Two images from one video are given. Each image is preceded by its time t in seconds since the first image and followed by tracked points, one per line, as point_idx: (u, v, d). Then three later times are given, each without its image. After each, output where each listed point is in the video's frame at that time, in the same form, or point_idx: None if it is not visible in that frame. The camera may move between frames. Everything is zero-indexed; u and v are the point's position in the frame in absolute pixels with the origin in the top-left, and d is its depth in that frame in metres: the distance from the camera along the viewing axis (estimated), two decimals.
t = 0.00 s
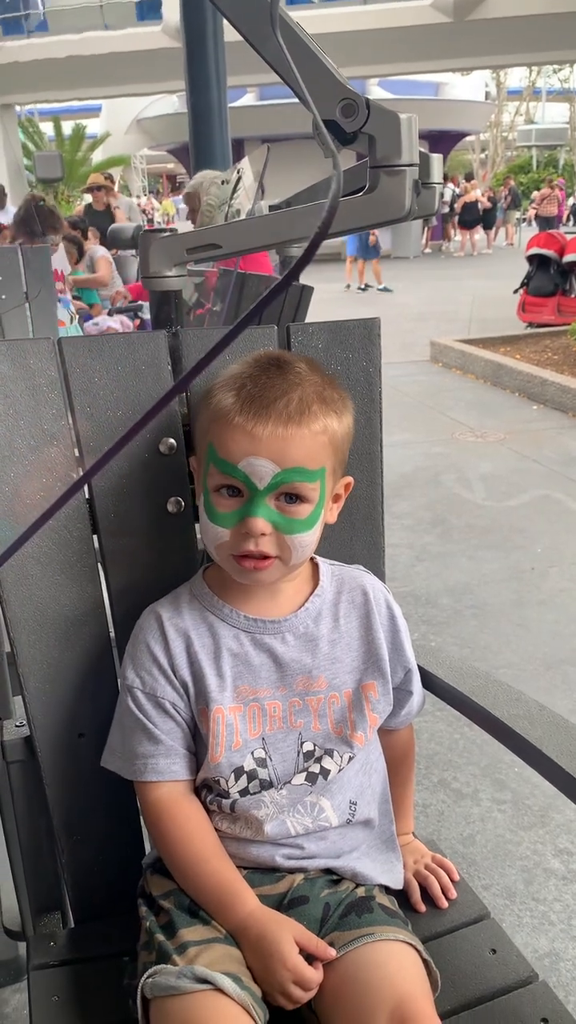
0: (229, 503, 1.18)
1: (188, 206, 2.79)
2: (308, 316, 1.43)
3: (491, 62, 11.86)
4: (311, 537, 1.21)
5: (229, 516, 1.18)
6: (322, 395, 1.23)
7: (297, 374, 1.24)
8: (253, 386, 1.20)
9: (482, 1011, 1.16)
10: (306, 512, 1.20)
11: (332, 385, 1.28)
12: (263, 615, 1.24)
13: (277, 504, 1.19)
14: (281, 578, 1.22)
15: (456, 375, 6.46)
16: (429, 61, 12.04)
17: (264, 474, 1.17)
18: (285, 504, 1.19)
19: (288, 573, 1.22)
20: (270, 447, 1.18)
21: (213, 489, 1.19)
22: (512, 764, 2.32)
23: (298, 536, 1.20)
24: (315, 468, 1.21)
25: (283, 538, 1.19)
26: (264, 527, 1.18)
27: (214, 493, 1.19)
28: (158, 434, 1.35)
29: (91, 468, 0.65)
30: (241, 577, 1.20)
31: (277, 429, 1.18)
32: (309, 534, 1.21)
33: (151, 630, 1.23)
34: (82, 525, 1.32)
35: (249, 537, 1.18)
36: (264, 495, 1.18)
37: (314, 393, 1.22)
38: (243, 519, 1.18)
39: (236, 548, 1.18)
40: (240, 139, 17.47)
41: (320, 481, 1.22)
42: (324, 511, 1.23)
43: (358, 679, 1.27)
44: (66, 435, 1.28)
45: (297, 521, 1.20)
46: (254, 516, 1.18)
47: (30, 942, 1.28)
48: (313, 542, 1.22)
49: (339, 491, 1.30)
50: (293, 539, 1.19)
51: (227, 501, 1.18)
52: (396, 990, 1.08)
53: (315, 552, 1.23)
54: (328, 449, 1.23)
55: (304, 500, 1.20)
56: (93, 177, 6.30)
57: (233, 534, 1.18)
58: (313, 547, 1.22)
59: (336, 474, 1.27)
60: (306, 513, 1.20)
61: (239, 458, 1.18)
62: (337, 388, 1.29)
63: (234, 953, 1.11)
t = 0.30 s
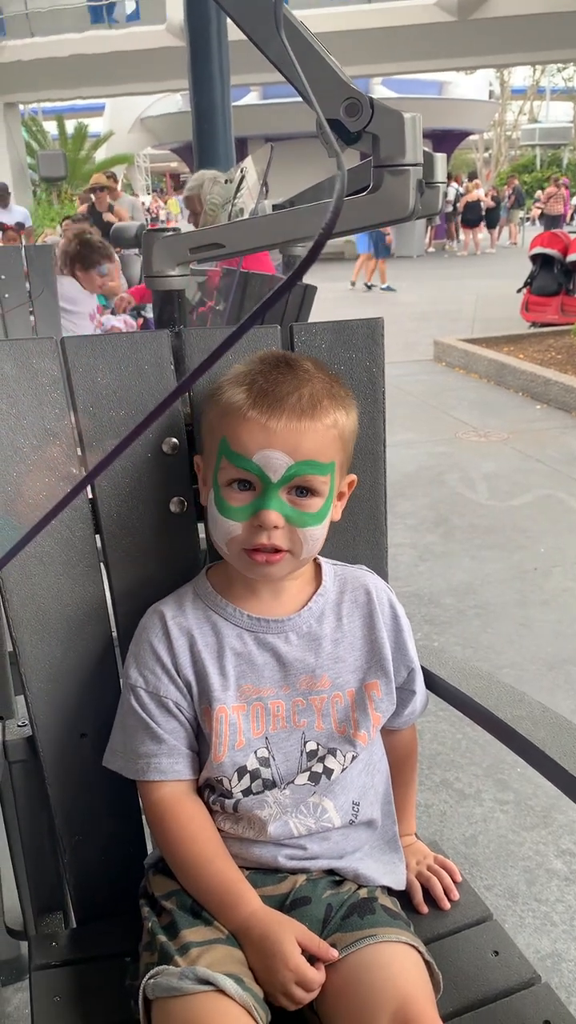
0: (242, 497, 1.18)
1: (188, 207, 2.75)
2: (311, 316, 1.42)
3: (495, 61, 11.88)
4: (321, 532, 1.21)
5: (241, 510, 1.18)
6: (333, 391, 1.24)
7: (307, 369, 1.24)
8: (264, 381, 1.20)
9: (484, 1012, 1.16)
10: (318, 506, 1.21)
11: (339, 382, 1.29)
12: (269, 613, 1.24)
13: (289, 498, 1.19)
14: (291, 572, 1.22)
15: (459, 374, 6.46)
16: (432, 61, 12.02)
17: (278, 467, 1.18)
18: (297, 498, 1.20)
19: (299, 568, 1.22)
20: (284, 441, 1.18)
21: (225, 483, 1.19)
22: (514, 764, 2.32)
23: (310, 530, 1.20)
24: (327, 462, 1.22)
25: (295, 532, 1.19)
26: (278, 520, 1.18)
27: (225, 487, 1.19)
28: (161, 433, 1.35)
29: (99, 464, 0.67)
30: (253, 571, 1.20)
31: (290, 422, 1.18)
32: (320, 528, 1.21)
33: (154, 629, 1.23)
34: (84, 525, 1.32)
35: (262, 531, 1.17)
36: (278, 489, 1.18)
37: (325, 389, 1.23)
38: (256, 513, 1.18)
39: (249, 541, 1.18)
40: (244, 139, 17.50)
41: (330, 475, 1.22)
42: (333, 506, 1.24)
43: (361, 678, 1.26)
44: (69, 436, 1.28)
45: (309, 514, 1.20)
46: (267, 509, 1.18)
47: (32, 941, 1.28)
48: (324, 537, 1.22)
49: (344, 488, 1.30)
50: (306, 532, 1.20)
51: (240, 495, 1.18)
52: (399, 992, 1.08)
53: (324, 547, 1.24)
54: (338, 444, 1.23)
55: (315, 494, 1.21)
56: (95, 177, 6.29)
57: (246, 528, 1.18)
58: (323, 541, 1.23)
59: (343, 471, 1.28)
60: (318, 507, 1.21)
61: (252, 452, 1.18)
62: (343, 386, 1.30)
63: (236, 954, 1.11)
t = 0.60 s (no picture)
0: (255, 503, 1.18)
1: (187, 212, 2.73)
2: (315, 318, 1.42)
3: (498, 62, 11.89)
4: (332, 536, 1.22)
5: (255, 515, 1.18)
6: (341, 396, 1.25)
7: (316, 374, 1.25)
8: (276, 386, 1.20)
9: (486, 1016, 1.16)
10: (329, 511, 1.21)
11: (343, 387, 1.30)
12: (273, 615, 1.24)
13: (302, 503, 1.19)
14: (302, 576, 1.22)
15: (462, 376, 6.45)
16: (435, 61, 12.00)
17: (292, 472, 1.18)
18: (310, 502, 1.20)
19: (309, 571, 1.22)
20: (297, 446, 1.18)
21: (237, 489, 1.19)
22: (517, 766, 2.31)
23: (322, 534, 1.20)
24: (337, 467, 1.22)
25: (308, 536, 1.19)
26: (292, 525, 1.18)
27: (237, 492, 1.19)
28: (164, 435, 1.35)
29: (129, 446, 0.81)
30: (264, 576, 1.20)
31: (302, 428, 1.19)
32: (330, 532, 1.22)
33: (157, 632, 1.23)
34: (88, 525, 1.33)
35: (276, 536, 1.17)
36: (291, 494, 1.19)
37: (335, 394, 1.24)
38: (270, 519, 1.18)
39: (263, 547, 1.17)
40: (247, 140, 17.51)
41: (340, 479, 1.23)
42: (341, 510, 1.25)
43: (364, 681, 1.26)
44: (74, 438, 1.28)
45: (322, 519, 1.20)
46: (280, 515, 1.18)
47: (34, 942, 1.29)
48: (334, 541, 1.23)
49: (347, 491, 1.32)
50: (319, 537, 1.20)
51: (252, 501, 1.18)
52: (402, 996, 1.07)
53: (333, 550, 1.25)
54: (347, 449, 1.24)
55: (326, 498, 1.21)
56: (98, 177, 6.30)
57: (261, 534, 1.17)
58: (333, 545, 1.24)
59: (348, 474, 1.29)
60: (329, 511, 1.21)
61: (266, 457, 1.18)
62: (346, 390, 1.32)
63: (238, 957, 1.11)
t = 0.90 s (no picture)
0: (252, 501, 1.18)
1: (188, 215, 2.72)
2: (319, 319, 1.42)
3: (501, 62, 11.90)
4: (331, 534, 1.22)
5: (251, 513, 1.18)
6: (338, 395, 1.25)
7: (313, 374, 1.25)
8: (272, 386, 1.21)
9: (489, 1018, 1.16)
10: (327, 508, 1.21)
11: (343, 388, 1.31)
12: (276, 615, 1.24)
13: (299, 501, 1.19)
14: (300, 575, 1.21)
15: (465, 376, 6.45)
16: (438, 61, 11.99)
17: (288, 469, 1.18)
18: (307, 500, 1.20)
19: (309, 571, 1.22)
20: (293, 443, 1.18)
21: (234, 488, 1.19)
22: (518, 768, 2.31)
23: (320, 532, 1.20)
24: (335, 464, 1.22)
25: (306, 534, 1.19)
26: (288, 523, 1.18)
27: (234, 490, 1.19)
28: (169, 436, 1.35)
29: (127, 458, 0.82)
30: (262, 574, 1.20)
31: (298, 425, 1.19)
32: (329, 530, 1.21)
33: (161, 632, 1.23)
34: (93, 526, 1.32)
35: (272, 533, 1.17)
36: (287, 491, 1.19)
37: (331, 392, 1.24)
38: (266, 516, 1.18)
39: (259, 544, 1.17)
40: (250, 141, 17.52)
41: (338, 477, 1.23)
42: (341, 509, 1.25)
43: (368, 682, 1.26)
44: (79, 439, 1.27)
45: (320, 516, 1.20)
46: (277, 512, 1.18)
47: (37, 943, 1.29)
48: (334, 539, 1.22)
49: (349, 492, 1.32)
50: (317, 535, 1.19)
51: (249, 498, 1.18)
52: (405, 998, 1.08)
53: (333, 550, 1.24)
54: (345, 447, 1.24)
55: (323, 496, 1.21)
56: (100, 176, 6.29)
57: (257, 531, 1.17)
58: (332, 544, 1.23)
59: (349, 474, 1.29)
60: (327, 509, 1.21)
61: (262, 455, 1.18)
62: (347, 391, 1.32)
63: (242, 958, 1.11)
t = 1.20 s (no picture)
0: (214, 491, 1.18)
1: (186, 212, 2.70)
2: (320, 316, 1.42)
3: (502, 60, 11.90)
4: (298, 526, 1.18)
5: (213, 503, 1.18)
6: (310, 386, 1.21)
7: (284, 367, 1.23)
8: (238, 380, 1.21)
9: (489, 1016, 1.16)
10: (291, 500, 1.17)
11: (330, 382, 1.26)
12: (276, 613, 1.24)
13: (258, 491, 1.17)
14: (270, 568, 1.19)
15: (465, 375, 6.45)
16: (439, 59, 11.98)
17: (241, 458, 1.16)
18: (268, 490, 1.17)
19: (278, 564, 1.19)
20: (247, 433, 1.17)
21: (203, 480, 1.20)
22: (519, 766, 2.31)
23: (282, 523, 1.16)
24: (300, 455, 1.19)
25: (266, 525, 1.17)
26: (246, 513, 1.16)
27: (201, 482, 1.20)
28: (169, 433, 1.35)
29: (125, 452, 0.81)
30: (230, 565, 1.19)
31: (253, 415, 1.18)
32: (295, 522, 1.17)
33: (162, 627, 1.23)
34: (92, 522, 1.32)
35: (229, 523, 1.16)
36: (245, 482, 1.17)
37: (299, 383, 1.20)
38: (224, 507, 1.17)
39: (219, 535, 1.17)
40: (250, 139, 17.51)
41: (305, 468, 1.19)
42: (314, 502, 1.20)
43: (370, 679, 1.26)
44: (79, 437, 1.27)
45: (281, 508, 1.17)
46: (234, 502, 1.16)
47: (37, 940, 1.28)
48: (302, 532, 1.18)
49: (343, 489, 1.27)
50: (277, 526, 1.16)
51: (212, 489, 1.18)
52: (405, 994, 1.07)
53: (308, 544, 1.20)
54: (315, 439, 1.20)
55: (286, 487, 1.17)
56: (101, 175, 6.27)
57: (216, 522, 1.17)
58: (304, 537, 1.19)
59: (333, 469, 1.24)
60: (291, 500, 1.17)
61: (218, 445, 1.18)
62: (339, 385, 1.28)
63: (241, 955, 1.11)
